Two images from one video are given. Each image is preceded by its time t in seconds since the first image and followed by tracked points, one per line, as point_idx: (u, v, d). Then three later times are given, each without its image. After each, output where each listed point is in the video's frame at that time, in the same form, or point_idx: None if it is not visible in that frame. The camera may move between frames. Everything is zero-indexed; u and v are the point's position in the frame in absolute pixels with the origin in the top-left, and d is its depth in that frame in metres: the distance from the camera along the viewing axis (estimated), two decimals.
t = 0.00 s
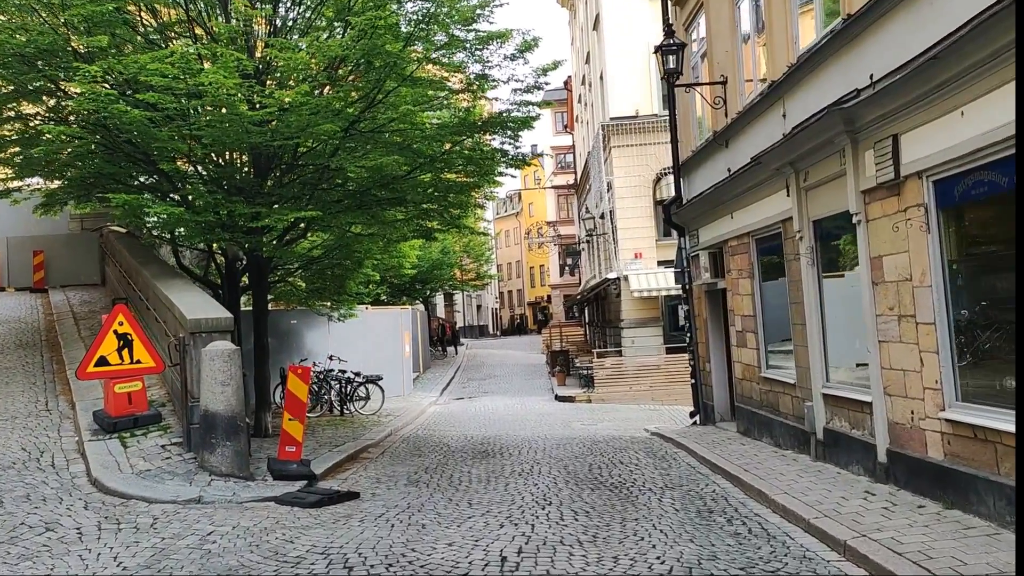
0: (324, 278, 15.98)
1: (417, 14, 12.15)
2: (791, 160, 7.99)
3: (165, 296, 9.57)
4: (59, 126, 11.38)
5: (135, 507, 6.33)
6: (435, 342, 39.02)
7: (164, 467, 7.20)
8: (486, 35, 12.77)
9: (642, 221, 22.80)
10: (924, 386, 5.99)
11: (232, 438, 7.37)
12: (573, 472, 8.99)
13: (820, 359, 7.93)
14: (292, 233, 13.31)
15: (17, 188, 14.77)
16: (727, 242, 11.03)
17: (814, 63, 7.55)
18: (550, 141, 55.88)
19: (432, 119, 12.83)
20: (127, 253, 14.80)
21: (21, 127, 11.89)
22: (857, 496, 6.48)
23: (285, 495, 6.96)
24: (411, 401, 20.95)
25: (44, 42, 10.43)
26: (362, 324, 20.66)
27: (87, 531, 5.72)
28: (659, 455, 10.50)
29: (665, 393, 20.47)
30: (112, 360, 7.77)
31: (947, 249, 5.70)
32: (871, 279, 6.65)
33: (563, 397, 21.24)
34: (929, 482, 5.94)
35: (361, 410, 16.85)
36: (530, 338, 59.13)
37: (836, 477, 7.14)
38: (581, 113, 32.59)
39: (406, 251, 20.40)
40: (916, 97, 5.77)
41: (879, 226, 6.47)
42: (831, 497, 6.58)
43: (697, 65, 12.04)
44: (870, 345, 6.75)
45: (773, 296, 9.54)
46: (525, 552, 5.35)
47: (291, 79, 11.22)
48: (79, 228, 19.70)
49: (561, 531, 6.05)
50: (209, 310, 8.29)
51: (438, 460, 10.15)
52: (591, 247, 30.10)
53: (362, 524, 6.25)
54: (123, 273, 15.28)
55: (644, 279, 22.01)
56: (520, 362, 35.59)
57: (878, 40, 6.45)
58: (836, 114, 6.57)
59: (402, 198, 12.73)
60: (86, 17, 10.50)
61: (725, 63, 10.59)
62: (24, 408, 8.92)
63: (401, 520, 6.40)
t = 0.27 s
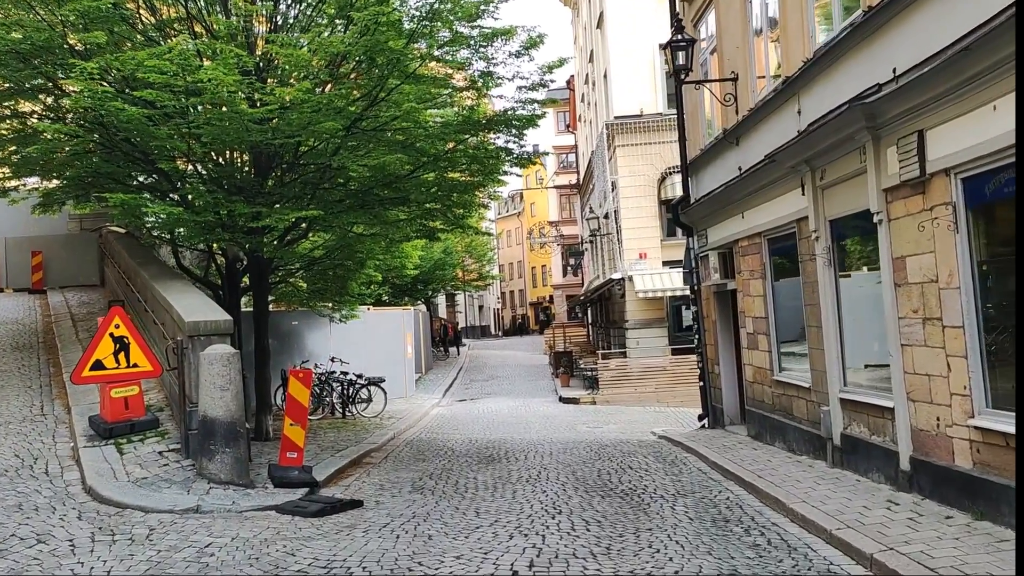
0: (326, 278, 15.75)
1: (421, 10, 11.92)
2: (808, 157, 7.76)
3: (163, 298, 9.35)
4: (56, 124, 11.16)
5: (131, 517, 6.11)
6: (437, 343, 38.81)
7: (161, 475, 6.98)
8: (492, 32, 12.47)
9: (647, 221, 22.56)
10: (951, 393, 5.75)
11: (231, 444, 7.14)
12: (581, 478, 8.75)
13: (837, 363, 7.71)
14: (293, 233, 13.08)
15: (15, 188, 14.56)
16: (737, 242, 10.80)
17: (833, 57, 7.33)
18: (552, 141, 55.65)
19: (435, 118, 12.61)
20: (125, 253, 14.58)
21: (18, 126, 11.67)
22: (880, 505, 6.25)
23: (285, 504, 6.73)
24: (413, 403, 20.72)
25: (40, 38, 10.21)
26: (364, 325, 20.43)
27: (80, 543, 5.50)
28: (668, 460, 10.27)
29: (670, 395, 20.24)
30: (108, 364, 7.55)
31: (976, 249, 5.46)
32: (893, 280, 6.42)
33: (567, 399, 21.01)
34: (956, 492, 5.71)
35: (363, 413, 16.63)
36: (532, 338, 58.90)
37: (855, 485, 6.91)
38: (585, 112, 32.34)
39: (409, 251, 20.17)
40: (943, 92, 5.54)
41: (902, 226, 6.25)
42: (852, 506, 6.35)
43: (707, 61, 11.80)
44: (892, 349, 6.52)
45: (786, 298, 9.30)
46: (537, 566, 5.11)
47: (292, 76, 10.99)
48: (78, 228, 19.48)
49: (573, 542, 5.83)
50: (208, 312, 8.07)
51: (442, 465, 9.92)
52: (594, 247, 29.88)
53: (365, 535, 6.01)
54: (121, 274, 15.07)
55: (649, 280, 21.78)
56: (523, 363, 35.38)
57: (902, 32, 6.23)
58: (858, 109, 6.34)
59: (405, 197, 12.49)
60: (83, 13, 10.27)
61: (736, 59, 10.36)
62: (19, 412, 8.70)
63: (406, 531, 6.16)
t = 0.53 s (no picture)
0: (329, 276, 15.58)
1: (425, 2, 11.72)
2: (823, 150, 7.59)
3: (164, 295, 9.18)
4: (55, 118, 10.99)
5: (129, 519, 5.93)
6: (440, 342, 38.65)
7: (161, 475, 6.81)
8: (496, 26, 12.26)
9: (653, 219, 22.37)
10: (976, 391, 5.56)
11: (232, 444, 6.97)
12: (589, 478, 8.57)
13: (853, 361, 7.53)
14: (295, 230, 12.90)
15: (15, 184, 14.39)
16: (747, 238, 10.61)
17: (851, 46, 7.15)
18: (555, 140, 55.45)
19: (439, 112, 12.43)
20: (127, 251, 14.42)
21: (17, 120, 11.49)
22: (900, 507, 6.06)
23: (289, 505, 6.56)
24: (416, 402, 20.53)
25: (39, 30, 10.04)
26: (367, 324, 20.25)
27: (76, 546, 5.32)
28: (678, 460, 10.09)
29: (676, 394, 20.05)
30: (106, 361, 7.38)
31: (1003, 242, 5.28)
32: (915, 275, 6.24)
33: (572, 399, 20.83)
34: (981, 494, 5.52)
35: (366, 412, 16.46)
36: (535, 338, 58.70)
37: (873, 486, 6.72)
38: (588, 109, 32.17)
39: (412, 249, 20.00)
40: (968, 79, 5.36)
41: (923, 219, 6.07)
42: (872, 508, 6.17)
43: (715, 55, 11.61)
44: (912, 346, 6.33)
45: (799, 295, 9.12)
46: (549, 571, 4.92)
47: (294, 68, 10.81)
48: (79, 226, 19.31)
49: (584, 545, 5.65)
50: (209, 309, 7.90)
51: (448, 465, 9.74)
52: (598, 245, 29.68)
53: (370, 538, 5.82)
54: (122, 272, 14.89)
55: (655, 278, 21.59)
56: (526, 363, 35.21)
57: (923, 19, 6.05)
58: (877, 99, 6.17)
59: (409, 194, 12.31)
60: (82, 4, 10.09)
61: (746, 52, 10.17)
62: (17, 411, 8.54)
63: (412, 534, 5.98)
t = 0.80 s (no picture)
0: (332, 279, 15.35)
1: None
2: (842, 149, 7.35)
3: (162, 299, 8.95)
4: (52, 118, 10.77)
5: (123, 535, 5.70)
6: (443, 344, 38.42)
7: (157, 487, 6.58)
8: (502, 24, 12.01)
9: (659, 220, 22.13)
10: (1009, 402, 5.31)
11: (231, 454, 6.74)
12: (599, 488, 8.32)
13: (873, 368, 7.27)
14: (297, 231, 12.68)
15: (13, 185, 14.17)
16: (759, 240, 10.36)
17: (872, 43, 6.91)
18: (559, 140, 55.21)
19: (443, 112, 12.20)
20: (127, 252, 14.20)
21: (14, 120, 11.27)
22: (927, 522, 5.81)
23: (289, 518, 6.32)
24: (420, 405, 20.30)
25: (36, 28, 9.82)
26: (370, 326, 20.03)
27: (66, 564, 5.09)
28: (688, 467, 9.84)
29: (683, 397, 19.80)
30: (102, 369, 7.16)
31: None
32: (941, 280, 5.98)
33: (577, 401, 20.60)
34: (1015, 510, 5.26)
35: (370, 416, 16.24)
36: (538, 339, 58.44)
37: (896, 499, 6.47)
38: (593, 109, 31.94)
39: (416, 250, 19.77)
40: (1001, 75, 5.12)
41: (951, 221, 5.82)
42: (896, 524, 5.91)
43: (726, 52, 11.37)
44: (938, 354, 6.08)
45: (814, 299, 8.88)
46: None
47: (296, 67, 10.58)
48: (79, 227, 19.09)
49: (597, 563, 5.40)
50: (208, 314, 7.68)
51: (453, 474, 9.50)
52: (603, 247, 29.44)
53: (374, 554, 5.58)
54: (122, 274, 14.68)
55: (661, 280, 21.34)
56: (530, 364, 34.97)
57: (950, 13, 5.80)
58: (902, 96, 5.92)
59: (413, 195, 12.08)
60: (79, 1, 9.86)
61: (759, 49, 9.93)
62: (11, 419, 8.31)
63: (417, 550, 5.73)
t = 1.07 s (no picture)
0: (333, 278, 15.19)
1: None
2: (855, 144, 7.17)
3: (159, 299, 8.79)
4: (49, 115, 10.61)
5: (115, 541, 5.54)
6: (446, 344, 38.25)
7: (152, 491, 6.42)
8: (505, 20, 11.82)
9: (663, 219, 21.95)
10: None
11: (228, 457, 6.57)
12: (604, 491, 8.14)
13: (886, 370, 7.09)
14: (298, 230, 12.51)
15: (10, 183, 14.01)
16: (767, 238, 10.18)
17: (887, 35, 6.74)
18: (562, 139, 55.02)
19: (444, 110, 12.03)
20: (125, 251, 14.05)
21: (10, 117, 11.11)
22: (945, 529, 5.63)
23: (288, 523, 6.16)
24: (422, 405, 20.14)
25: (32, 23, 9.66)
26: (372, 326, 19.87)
27: (56, 571, 4.93)
28: (695, 470, 9.66)
29: (687, 398, 19.62)
30: (96, 370, 7.00)
31: None
32: (959, 279, 5.81)
33: (581, 402, 20.42)
34: None
35: (372, 416, 16.08)
36: (541, 338, 58.24)
37: (911, 505, 6.29)
38: (596, 107, 31.75)
39: (418, 249, 19.60)
40: None
41: (970, 218, 5.64)
42: (912, 530, 5.73)
43: (733, 48, 11.19)
44: (956, 355, 5.90)
45: (823, 298, 8.70)
46: None
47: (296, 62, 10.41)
48: (78, 226, 18.93)
49: (604, 570, 5.22)
50: (205, 314, 7.52)
51: (455, 476, 9.32)
52: (607, 246, 29.25)
53: (374, 561, 5.40)
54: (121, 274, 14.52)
55: (665, 279, 21.16)
56: (533, 364, 34.79)
57: (968, 3, 5.64)
58: (920, 88, 5.75)
59: (415, 193, 11.90)
60: None
61: (767, 44, 9.75)
62: (5, 420, 8.15)
63: (418, 556, 5.56)
